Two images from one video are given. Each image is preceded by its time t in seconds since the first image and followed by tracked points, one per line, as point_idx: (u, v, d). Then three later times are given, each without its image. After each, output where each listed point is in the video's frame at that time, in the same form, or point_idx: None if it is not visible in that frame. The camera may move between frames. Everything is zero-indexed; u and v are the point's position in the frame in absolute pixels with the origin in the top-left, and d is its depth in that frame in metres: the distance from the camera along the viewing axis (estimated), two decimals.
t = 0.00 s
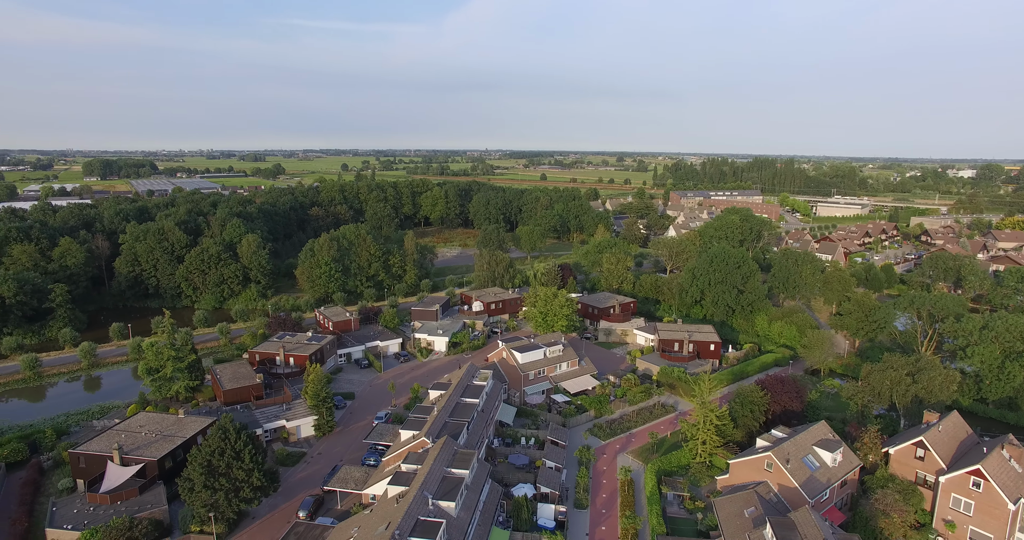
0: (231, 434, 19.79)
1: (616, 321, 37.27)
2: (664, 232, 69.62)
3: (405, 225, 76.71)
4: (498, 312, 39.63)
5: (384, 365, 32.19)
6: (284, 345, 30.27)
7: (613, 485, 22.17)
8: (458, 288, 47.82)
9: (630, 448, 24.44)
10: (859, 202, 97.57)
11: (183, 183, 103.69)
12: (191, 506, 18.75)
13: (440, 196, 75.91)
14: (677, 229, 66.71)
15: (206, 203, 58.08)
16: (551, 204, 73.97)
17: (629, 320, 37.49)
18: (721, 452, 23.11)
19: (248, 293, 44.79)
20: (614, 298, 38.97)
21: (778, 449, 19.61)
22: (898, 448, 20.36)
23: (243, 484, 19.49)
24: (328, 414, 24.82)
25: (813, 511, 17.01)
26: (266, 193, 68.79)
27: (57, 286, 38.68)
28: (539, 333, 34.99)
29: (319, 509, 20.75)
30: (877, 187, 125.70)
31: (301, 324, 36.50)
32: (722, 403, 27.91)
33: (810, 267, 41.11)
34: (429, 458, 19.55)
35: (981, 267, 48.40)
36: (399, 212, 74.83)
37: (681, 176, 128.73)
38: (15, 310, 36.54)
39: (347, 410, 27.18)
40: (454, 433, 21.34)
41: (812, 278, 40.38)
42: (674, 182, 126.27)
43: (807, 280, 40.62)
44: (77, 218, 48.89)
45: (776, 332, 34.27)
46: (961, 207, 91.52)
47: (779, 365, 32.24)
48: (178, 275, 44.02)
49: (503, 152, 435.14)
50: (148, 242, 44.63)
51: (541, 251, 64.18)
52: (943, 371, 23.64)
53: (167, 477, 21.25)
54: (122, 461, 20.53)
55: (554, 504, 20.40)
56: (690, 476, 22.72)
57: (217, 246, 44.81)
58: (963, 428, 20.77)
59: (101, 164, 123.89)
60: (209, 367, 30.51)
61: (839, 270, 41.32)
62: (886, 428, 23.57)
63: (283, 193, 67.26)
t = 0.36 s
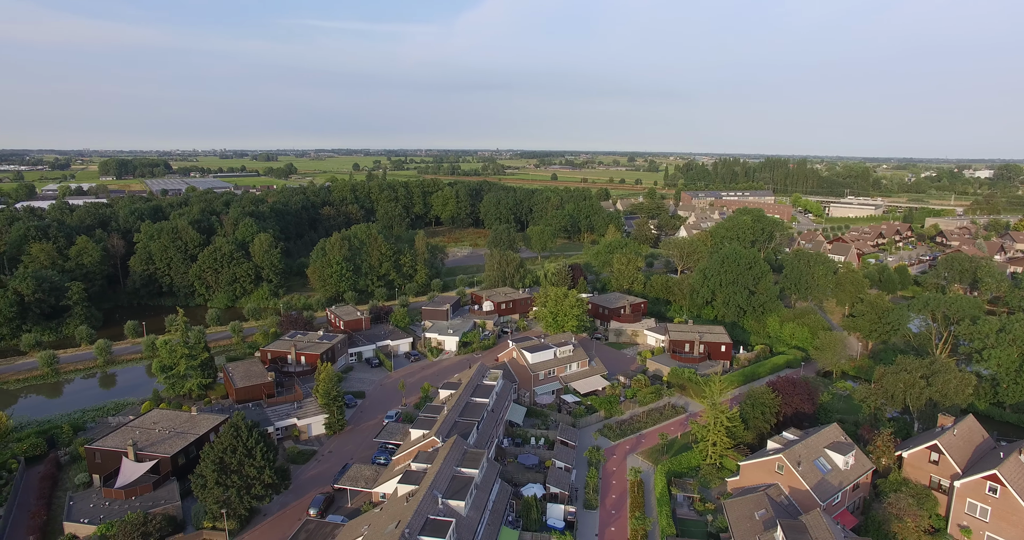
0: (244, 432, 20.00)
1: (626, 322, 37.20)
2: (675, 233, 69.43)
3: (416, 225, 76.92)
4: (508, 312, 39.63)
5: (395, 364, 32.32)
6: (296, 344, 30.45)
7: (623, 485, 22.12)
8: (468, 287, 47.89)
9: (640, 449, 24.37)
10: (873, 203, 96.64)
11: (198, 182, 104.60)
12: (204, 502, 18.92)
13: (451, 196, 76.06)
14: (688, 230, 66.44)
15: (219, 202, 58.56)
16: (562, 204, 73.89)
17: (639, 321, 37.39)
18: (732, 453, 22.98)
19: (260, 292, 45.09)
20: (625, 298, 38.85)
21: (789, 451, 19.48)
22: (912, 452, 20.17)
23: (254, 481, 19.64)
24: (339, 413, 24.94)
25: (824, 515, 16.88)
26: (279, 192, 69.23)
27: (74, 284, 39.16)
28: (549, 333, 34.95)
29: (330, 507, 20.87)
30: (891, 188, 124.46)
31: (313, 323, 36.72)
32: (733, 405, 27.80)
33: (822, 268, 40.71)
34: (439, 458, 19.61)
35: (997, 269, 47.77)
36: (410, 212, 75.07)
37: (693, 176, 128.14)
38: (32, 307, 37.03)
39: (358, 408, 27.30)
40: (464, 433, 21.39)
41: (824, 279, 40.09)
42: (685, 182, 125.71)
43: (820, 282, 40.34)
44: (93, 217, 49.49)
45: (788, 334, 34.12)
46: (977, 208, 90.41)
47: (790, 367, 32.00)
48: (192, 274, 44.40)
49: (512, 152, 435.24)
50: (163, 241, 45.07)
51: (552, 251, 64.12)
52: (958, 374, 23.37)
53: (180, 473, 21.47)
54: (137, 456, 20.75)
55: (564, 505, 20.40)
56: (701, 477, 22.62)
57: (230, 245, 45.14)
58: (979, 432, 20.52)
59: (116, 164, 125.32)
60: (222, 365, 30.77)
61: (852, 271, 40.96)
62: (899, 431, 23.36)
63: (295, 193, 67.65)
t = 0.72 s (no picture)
0: (256, 429, 20.14)
1: (637, 322, 37.08)
2: (687, 233, 69.18)
3: (428, 225, 77.13)
4: (519, 312, 39.64)
5: (406, 363, 32.43)
6: (307, 343, 30.63)
7: (633, 486, 22.06)
8: (479, 287, 47.96)
9: (651, 450, 24.28)
10: (888, 204, 95.66)
11: (213, 182, 105.54)
12: (217, 499, 19.08)
13: (463, 196, 76.19)
14: (700, 230, 66.14)
15: (233, 202, 59.05)
16: (574, 204, 73.78)
17: (651, 322, 37.25)
18: (743, 455, 22.83)
19: (273, 290, 45.39)
20: (636, 299, 38.73)
21: (802, 454, 19.35)
22: (927, 455, 19.94)
23: (266, 478, 19.78)
24: (350, 412, 25.04)
25: (836, 518, 16.74)
26: (291, 192, 69.68)
27: (91, 282, 39.65)
28: (560, 333, 34.91)
29: (341, 505, 20.98)
30: (906, 188, 123.21)
31: (324, 322, 36.93)
32: (745, 406, 27.63)
33: (836, 269, 40.33)
34: (450, 457, 19.66)
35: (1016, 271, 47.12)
36: (422, 211, 75.29)
37: (705, 176, 127.57)
38: (50, 305, 37.57)
39: (369, 407, 27.42)
40: (474, 432, 21.42)
41: (838, 280, 39.75)
42: (697, 182, 125.14)
43: (833, 283, 40.02)
44: (110, 217, 50.07)
45: (801, 335, 33.66)
46: (994, 209, 89.23)
47: (803, 368, 31.73)
48: (206, 273, 44.78)
49: (521, 152, 435.31)
50: (177, 240, 45.52)
51: (563, 251, 64.07)
52: (975, 378, 23.07)
53: (194, 470, 21.68)
54: (152, 453, 21.00)
55: (574, 505, 20.37)
56: (712, 479, 22.51)
57: (243, 244, 45.50)
58: (996, 436, 20.25)
59: (132, 164, 126.94)
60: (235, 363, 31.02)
61: (867, 272, 40.61)
62: (914, 434, 23.13)
63: (308, 192, 68.06)
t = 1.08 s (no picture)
0: (268, 427, 20.30)
1: (649, 323, 36.93)
2: (699, 233, 68.89)
3: (439, 224, 77.33)
4: (530, 312, 39.64)
5: (417, 362, 32.53)
6: (320, 341, 30.81)
7: (644, 487, 22.00)
8: (490, 287, 48.02)
9: (662, 451, 24.20)
10: (903, 204, 94.61)
11: (228, 182, 106.50)
12: (230, 496, 19.25)
13: (474, 196, 76.28)
14: (712, 230, 65.80)
15: (246, 202, 59.51)
16: (585, 204, 73.60)
17: (662, 322, 37.10)
18: (755, 457, 22.69)
19: (285, 289, 45.69)
20: (648, 299, 38.61)
21: (814, 456, 19.20)
22: (944, 459, 19.72)
23: (279, 476, 19.91)
24: (361, 410, 25.15)
25: (849, 521, 16.62)
26: (304, 191, 70.14)
27: (108, 280, 40.14)
28: (571, 333, 34.88)
29: (352, 503, 21.08)
30: (922, 188, 121.86)
31: (336, 321, 37.13)
32: (757, 408, 27.46)
33: (850, 270, 39.95)
34: (461, 456, 19.72)
35: None
36: (433, 211, 75.49)
37: (717, 176, 126.88)
38: (69, 303, 38.11)
39: (380, 406, 27.53)
40: (485, 431, 21.47)
41: (851, 282, 39.41)
42: (709, 182, 124.48)
43: (847, 284, 39.67)
44: (126, 216, 50.68)
45: (814, 337, 33.46)
46: (1013, 209, 87.89)
47: (816, 369, 31.45)
48: (220, 271, 45.19)
49: (531, 152, 435.03)
50: (192, 239, 45.96)
51: (575, 251, 63.98)
52: (992, 381, 22.72)
53: (207, 467, 21.87)
54: (166, 450, 21.22)
55: (584, 505, 20.34)
56: (723, 481, 22.39)
57: (256, 244, 45.83)
58: (1015, 441, 19.97)
59: (149, 164, 128.62)
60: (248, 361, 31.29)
61: (881, 273, 40.20)
62: (930, 437, 22.90)
63: (321, 192, 68.47)
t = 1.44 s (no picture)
0: (281, 425, 20.45)
1: (661, 323, 36.79)
2: (712, 234, 68.62)
3: (451, 224, 77.53)
4: (541, 312, 39.64)
5: (428, 361, 32.64)
6: (332, 340, 30.98)
7: (655, 488, 21.92)
8: (502, 286, 48.08)
9: (673, 452, 24.10)
10: (920, 204, 93.43)
11: (243, 182, 107.37)
12: (243, 492, 19.43)
13: (487, 196, 76.33)
14: (725, 231, 65.40)
15: (260, 201, 59.96)
16: (597, 204, 73.43)
17: (674, 323, 36.99)
18: (767, 459, 22.53)
19: (298, 288, 46.00)
20: (660, 299, 38.50)
21: (827, 458, 19.03)
22: (961, 463, 19.48)
23: (291, 473, 20.05)
24: (373, 409, 25.26)
25: (863, 525, 16.47)
26: (317, 191, 70.54)
27: (125, 279, 40.63)
28: (582, 333, 34.81)
29: (363, 501, 21.18)
30: (940, 189, 120.34)
31: (348, 320, 37.30)
32: (769, 409, 27.28)
33: (864, 271, 39.59)
34: (472, 455, 19.75)
35: None
36: (445, 211, 75.67)
37: (730, 176, 126.14)
38: (87, 300, 38.61)
39: (392, 405, 27.64)
40: (496, 431, 21.48)
41: (866, 283, 39.01)
42: (722, 182, 123.79)
43: (861, 286, 39.30)
44: (142, 215, 51.31)
45: (827, 338, 33.36)
46: None
47: (829, 371, 31.18)
48: (234, 270, 45.59)
49: (541, 151, 434.83)
50: (207, 238, 46.42)
51: (587, 251, 63.87)
52: (1011, 384, 22.40)
53: (221, 463, 22.08)
54: (181, 446, 21.45)
55: (595, 506, 20.30)
56: (735, 482, 22.25)
57: (269, 243, 46.15)
58: None
59: (164, 164, 129.96)
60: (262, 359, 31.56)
61: (897, 274, 39.73)
62: (947, 441, 22.63)
63: (334, 192, 68.88)
